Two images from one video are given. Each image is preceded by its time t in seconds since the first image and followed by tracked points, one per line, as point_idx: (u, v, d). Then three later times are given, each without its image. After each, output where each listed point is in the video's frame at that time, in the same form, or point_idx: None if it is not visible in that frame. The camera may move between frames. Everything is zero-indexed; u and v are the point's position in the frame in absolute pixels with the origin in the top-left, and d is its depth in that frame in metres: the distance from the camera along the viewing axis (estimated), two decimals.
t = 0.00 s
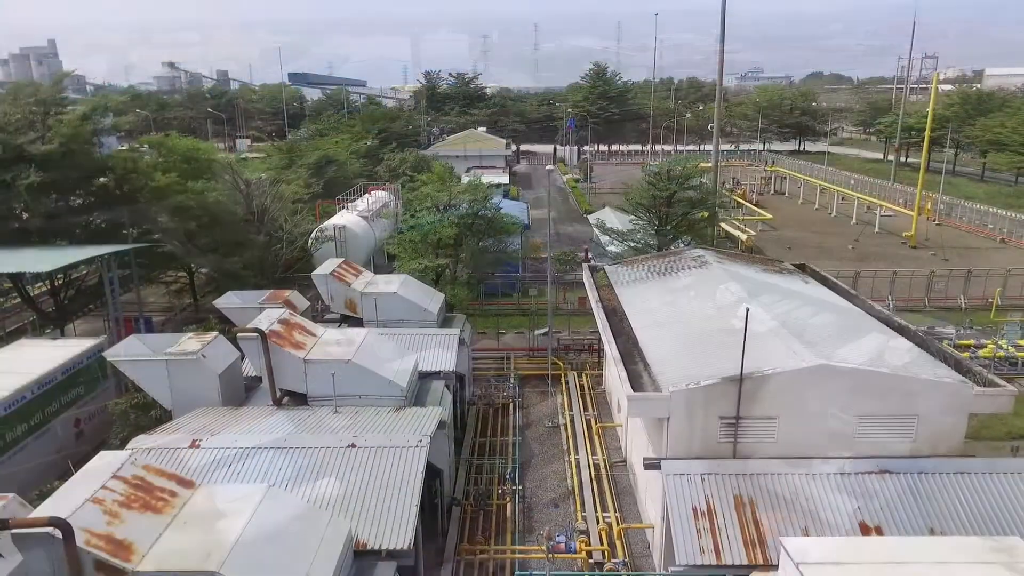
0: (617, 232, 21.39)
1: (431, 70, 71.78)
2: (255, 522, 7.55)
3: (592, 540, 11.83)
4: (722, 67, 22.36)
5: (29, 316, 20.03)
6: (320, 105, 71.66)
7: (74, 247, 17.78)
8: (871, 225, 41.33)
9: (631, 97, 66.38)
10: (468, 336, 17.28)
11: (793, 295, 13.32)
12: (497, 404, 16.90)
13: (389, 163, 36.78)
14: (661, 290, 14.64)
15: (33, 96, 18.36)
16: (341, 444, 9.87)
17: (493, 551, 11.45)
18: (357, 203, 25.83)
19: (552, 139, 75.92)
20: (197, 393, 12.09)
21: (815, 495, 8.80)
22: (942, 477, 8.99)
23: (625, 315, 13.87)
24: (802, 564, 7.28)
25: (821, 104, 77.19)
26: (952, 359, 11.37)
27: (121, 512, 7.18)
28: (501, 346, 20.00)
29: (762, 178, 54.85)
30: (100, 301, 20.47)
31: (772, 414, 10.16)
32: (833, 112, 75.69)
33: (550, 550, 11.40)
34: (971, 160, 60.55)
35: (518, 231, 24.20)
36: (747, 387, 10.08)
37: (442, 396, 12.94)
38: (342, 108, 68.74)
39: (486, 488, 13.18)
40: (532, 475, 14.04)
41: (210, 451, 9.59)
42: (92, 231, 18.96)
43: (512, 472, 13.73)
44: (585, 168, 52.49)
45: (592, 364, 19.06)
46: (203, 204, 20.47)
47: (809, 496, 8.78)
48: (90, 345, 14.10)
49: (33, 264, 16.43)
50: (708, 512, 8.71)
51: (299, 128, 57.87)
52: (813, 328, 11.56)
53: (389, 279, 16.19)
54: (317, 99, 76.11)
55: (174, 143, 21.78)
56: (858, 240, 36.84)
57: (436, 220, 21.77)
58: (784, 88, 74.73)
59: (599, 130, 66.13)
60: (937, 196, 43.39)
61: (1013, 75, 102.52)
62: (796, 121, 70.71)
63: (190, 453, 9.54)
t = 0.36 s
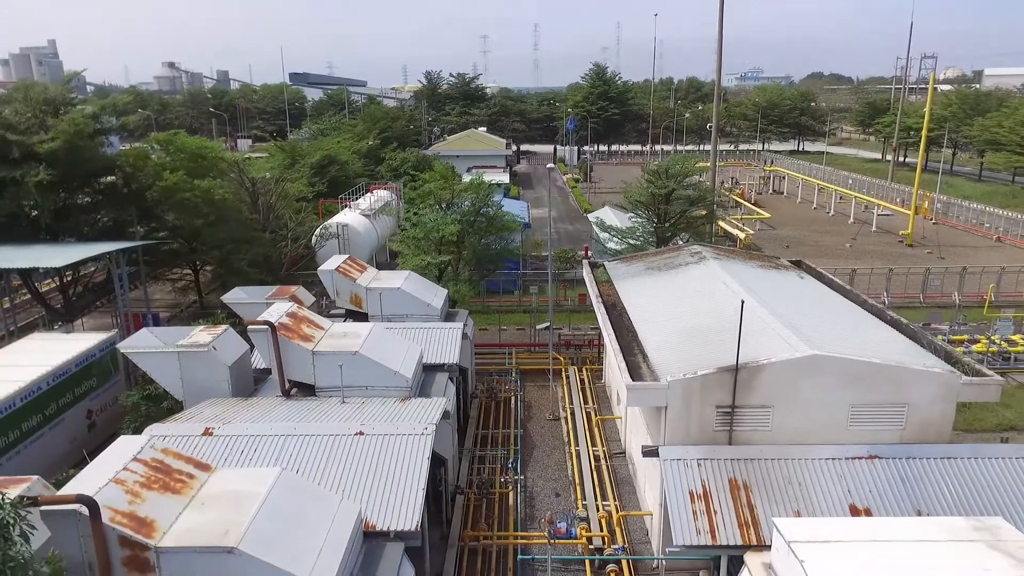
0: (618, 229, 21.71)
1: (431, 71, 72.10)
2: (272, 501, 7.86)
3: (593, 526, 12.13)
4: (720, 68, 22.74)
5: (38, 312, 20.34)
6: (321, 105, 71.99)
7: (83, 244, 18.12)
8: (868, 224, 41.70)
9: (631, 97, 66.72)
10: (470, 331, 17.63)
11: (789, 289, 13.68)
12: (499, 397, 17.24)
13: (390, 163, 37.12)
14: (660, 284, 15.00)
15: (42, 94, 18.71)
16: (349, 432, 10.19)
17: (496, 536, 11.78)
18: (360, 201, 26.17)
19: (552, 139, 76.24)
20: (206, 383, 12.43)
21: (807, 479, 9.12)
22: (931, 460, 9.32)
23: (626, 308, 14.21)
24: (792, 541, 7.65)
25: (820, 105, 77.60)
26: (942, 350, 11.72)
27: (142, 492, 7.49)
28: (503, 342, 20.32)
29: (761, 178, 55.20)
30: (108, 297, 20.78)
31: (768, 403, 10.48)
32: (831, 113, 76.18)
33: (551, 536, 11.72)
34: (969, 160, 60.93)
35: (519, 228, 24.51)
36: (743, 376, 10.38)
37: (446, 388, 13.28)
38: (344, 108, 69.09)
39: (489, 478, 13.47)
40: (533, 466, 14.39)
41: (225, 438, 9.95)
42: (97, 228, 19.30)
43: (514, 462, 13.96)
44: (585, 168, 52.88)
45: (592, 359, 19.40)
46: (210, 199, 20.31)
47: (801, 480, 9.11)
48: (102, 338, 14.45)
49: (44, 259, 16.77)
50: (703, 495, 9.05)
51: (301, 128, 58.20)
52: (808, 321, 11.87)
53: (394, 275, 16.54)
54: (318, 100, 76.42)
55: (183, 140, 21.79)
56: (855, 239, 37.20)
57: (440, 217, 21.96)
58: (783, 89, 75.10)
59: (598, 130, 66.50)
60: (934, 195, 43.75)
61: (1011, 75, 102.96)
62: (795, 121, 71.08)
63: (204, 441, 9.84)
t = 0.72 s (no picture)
0: (616, 227, 22.14)
1: (432, 71, 72.54)
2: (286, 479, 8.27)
3: (591, 511, 12.55)
4: (716, 68, 23.16)
5: (47, 308, 20.74)
6: (322, 105, 72.41)
7: (94, 240, 18.58)
8: (865, 222, 42.14)
9: (630, 97, 67.13)
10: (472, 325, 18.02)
11: (781, 284, 14.14)
12: (500, 389, 17.68)
13: (391, 162, 37.55)
14: (656, 279, 15.42)
15: (53, 94, 19.14)
16: (356, 418, 10.61)
17: (496, 521, 12.21)
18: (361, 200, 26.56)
19: (552, 138, 76.66)
20: (217, 374, 12.87)
21: (795, 461, 9.54)
22: (912, 443, 9.74)
23: (624, 301, 14.62)
24: (778, 517, 8.08)
25: (819, 105, 78.04)
26: (927, 341, 12.17)
27: (162, 470, 7.90)
28: (504, 337, 20.75)
29: (759, 177, 55.59)
30: (116, 293, 21.18)
31: (758, 391, 10.88)
32: (829, 113, 76.70)
33: (550, 521, 12.13)
34: (966, 160, 61.37)
35: (519, 226, 24.92)
36: (735, 364, 10.77)
37: (448, 378, 13.73)
38: (345, 108, 69.53)
39: (490, 466, 13.89)
40: (533, 455, 14.81)
41: (237, 423, 10.37)
42: (105, 223, 19.77)
43: (513, 451, 14.38)
44: (584, 167, 53.30)
45: (592, 353, 19.83)
46: (219, 198, 20.90)
47: (789, 462, 9.53)
48: (113, 332, 14.88)
49: (57, 255, 17.23)
50: (695, 477, 9.47)
51: (302, 128, 58.62)
52: (799, 313, 12.29)
53: (397, 270, 16.98)
54: (319, 100, 76.87)
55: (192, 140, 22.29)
56: (852, 237, 37.61)
57: (442, 214, 22.38)
58: (782, 89, 75.54)
59: (598, 130, 66.92)
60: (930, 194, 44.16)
61: (1010, 74, 103.36)
62: (793, 120, 71.49)
63: (219, 426, 10.25)
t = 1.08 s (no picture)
0: (613, 224, 22.66)
1: (432, 71, 73.07)
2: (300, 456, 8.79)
3: (588, 495, 13.09)
4: (712, 68, 23.64)
5: (59, 303, 21.26)
6: (323, 105, 72.94)
7: (106, 236, 19.13)
8: (861, 221, 42.63)
9: (629, 97, 67.62)
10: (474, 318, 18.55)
11: (771, 277, 14.66)
12: (501, 381, 18.21)
13: (393, 161, 38.04)
14: (651, 273, 15.94)
15: (66, 93, 19.69)
16: (364, 403, 11.13)
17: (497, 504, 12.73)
18: (363, 199, 27.06)
19: (551, 138, 77.16)
20: (229, 363, 13.39)
21: (781, 443, 10.07)
22: (892, 426, 10.28)
23: (620, 295, 15.14)
24: (763, 492, 8.60)
25: (817, 105, 78.52)
26: (911, 332, 12.68)
27: (184, 447, 8.42)
28: (504, 331, 21.27)
29: (757, 176, 56.04)
30: (125, 289, 21.68)
31: (748, 378, 11.39)
32: (827, 113, 77.19)
33: (549, 504, 12.66)
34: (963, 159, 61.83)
35: (519, 224, 25.45)
36: (725, 353, 11.29)
37: (451, 368, 14.24)
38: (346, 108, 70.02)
39: (491, 452, 14.42)
40: (532, 444, 15.33)
41: (251, 407, 10.89)
42: (116, 220, 20.31)
43: (514, 439, 14.91)
44: (584, 167, 53.79)
45: (590, 346, 20.36)
46: (227, 196, 21.42)
47: (775, 444, 10.06)
48: (128, 324, 15.42)
49: (71, 250, 17.78)
50: (686, 457, 10.01)
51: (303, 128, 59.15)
52: (788, 305, 12.80)
53: (400, 265, 17.49)
54: (320, 100, 77.45)
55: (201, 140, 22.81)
56: (847, 235, 38.08)
57: (444, 211, 22.91)
58: (780, 89, 76.03)
59: (597, 130, 67.42)
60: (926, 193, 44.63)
61: (1008, 75, 103.75)
62: (791, 120, 71.97)
63: (233, 411, 10.77)
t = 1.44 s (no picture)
0: (611, 221, 23.20)
1: (432, 71, 73.61)
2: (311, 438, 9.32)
3: (584, 480, 13.65)
4: (707, 68, 24.18)
5: (70, 299, 21.81)
6: (324, 105, 73.42)
7: (117, 232, 19.67)
8: (856, 219, 43.18)
9: (628, 97, 68.14)
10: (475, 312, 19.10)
11: (762, 272, 15.19)
12: (501, 373, 18.76)
13: (394, 161, 38.59)
14: (646, 268, 16.48)
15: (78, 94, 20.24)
16: (370, 390, 11.67)
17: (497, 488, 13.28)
18: (365, 198, 27.58)
19: (550, 138, 77.72)
20: (239, 354, 13.93)
21: (766, 426, 10.62)
22: (872, 410, 10.82)
23: (616, 289, 15.68)
24: (747, 470, 9.15)
25: (815, 105, 79.09)
26: (894, 324, 13.22)
27: (203, 427, 8.96)
28: (504, 326, 21.82)
29: (754, 175, 56.57)
30: (134, 284, 22.22)
31: (736, 366, 11.93)
32: (825, 113, 77.66)
33: (547, 488, 13.21)
34: (959, 159, 62.42)
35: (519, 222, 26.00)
36: (715, 342, 11.83)
37: (453, 358, 14.80)
38: (346, 108, 70.60)
39: (492, 440, 14.97)
40: (531, 433, 15.89)
41: (264, 394, 11.45)
42: (126, 216, 20.86)
43: (514, 427, 15.45)
44: (582, 166, 54.36)
45: (588, 340, 20.91)
46: (234, 193, 21.86)
47: (761, 427, 10.61)
48: (140, 316, 15.98)
49: (84, 245, 18.33)
50: (676, 440, 10.57)
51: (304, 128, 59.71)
52: (777, 297, 13.34)
53: (403, 261, 18.05)
54: (321, 100, 78.01)
55: (209, 139, 23.17)
56: (842, 233, 38.64)
57: (445, 209, 23.45)
58: (778, 89, 76.58)
59: (596, 129, 67.97)
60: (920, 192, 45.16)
61: (1005, 75, 104.29)
62: (789, 120, 72.53)
63: (246, 397, 11.30)
